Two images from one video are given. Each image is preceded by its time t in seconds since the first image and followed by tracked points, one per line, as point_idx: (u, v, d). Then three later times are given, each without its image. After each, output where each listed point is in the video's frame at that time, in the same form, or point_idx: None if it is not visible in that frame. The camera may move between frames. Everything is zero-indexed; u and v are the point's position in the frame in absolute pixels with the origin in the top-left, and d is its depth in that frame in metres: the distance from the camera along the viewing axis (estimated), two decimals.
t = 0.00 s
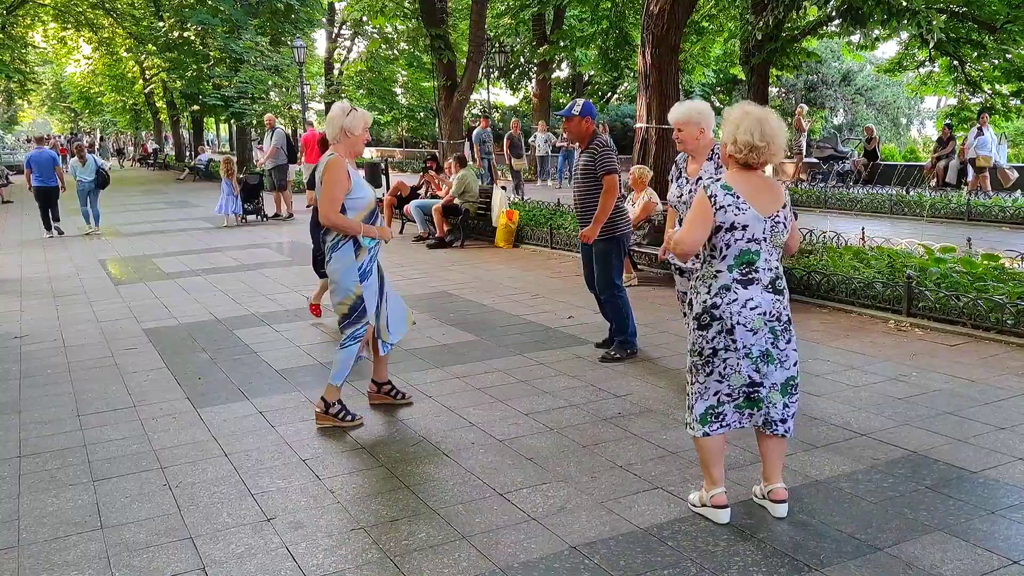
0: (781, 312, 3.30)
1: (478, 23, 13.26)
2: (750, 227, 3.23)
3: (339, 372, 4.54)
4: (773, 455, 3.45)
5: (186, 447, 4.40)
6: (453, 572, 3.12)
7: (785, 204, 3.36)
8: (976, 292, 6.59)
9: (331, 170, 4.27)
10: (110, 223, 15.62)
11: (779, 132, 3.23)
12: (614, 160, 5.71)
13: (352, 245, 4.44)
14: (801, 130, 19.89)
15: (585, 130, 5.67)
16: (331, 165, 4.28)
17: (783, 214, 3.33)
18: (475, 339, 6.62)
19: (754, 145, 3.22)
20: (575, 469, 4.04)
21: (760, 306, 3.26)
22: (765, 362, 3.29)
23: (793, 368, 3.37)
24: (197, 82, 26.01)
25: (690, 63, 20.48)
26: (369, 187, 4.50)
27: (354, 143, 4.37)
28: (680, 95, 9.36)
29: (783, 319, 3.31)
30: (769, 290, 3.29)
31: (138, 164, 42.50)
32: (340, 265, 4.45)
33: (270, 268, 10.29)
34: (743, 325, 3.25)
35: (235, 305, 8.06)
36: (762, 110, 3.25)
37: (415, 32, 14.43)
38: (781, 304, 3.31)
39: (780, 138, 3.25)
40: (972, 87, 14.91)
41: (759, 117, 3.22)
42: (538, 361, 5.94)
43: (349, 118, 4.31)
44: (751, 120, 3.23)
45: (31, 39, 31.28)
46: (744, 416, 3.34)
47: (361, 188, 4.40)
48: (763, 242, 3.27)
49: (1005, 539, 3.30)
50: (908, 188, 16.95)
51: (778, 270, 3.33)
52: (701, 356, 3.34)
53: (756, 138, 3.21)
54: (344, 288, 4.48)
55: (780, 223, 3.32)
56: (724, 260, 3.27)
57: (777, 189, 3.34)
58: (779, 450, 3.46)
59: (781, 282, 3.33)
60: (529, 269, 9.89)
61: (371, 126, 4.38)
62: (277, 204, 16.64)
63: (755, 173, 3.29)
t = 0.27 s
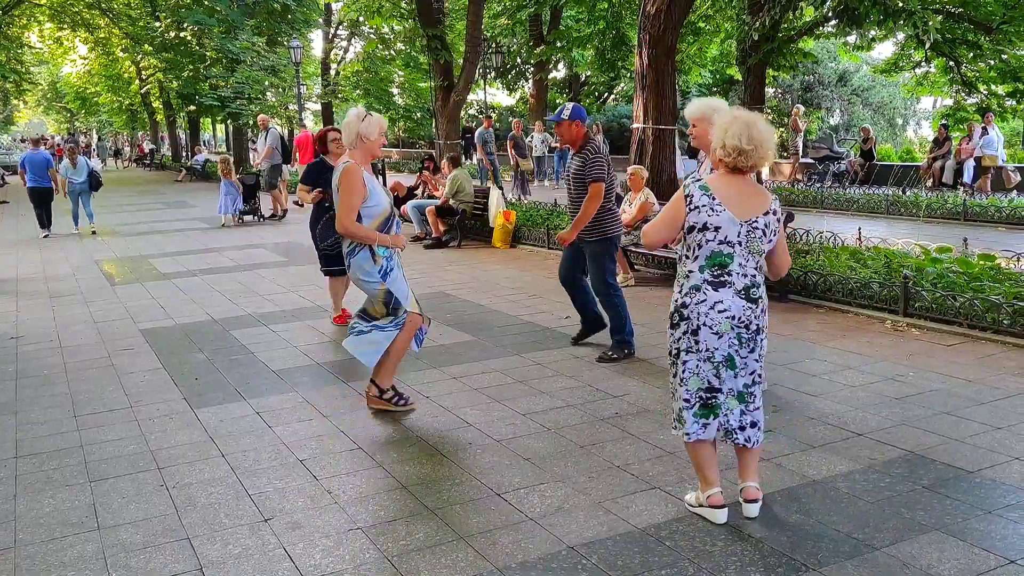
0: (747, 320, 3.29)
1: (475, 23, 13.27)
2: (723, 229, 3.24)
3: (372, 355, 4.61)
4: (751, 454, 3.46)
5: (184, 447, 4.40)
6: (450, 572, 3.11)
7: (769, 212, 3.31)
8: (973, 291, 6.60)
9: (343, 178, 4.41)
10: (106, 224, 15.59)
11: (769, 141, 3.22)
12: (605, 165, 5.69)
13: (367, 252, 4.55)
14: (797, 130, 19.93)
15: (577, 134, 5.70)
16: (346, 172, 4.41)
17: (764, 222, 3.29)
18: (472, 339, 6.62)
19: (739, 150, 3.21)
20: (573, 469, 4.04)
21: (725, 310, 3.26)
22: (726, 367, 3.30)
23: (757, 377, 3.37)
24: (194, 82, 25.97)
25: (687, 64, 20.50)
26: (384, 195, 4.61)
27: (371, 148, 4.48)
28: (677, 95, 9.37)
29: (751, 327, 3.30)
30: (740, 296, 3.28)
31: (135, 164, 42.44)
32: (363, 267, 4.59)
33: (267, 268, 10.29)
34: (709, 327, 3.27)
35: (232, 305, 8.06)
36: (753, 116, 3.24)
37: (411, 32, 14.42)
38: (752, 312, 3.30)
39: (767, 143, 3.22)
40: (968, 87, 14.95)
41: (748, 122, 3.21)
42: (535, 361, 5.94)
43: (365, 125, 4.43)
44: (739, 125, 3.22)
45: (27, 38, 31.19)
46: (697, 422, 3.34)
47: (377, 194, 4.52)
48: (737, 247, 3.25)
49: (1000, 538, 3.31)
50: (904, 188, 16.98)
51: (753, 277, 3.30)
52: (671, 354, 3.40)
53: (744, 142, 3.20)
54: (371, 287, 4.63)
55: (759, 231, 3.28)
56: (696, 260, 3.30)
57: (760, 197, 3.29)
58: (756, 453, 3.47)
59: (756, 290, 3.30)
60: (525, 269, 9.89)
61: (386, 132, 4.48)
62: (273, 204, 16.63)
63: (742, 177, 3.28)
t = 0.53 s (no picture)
0: (746, 321, 3.28)
1: (472, 24, 13.27)
2: (720, 232, 3.24)
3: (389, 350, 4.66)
4: (761, 451, 3.49)
5: (182, 448, 4.39)
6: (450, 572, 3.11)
7: (767, 212, 3.31)
8: (970, 291, 6.61)
9: (359, 179, 4.40)
10: (103, 225, 15.57)
11: (763, 140, 3.22)
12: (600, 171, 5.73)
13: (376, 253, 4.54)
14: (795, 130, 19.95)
15: (564, 142, 5.69)
16: (363, 172, 4.40)
17: (762, 223, 3.29)
18: (471, 339, 6.62)
19: (737, 152, 3.21)
20: (572, 469, 4.04)
21: (723, 311, 3.26)
22: (721, 368, 3.29)
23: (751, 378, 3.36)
24: (191, 83, 25.94)
25: (685, 64, 20.52)
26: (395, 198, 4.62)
27: (380, 151, 4.45)
28: (674, 96, 9.37)
29: (749, 327, 3.29)
30: (738, 297, 3.27)
31: (132, 165, 42.40)
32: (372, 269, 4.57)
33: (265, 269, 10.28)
34: (706, 328, 3.26)
35: (230, 306, 8.05)
36: (747, 117, 3.24)
37: (409, 33, 14.42)
38: (750, 313, 3.29)
39: (761, 144, 3.22)
40: (965, 87, 14.97)
41: (743, 123, 3.22)
42: (533, 361, 5.94)
43: (373, 127, 4.41)
44: (734, 126, 3.23)
45: (23, 39, 31.13)
46: (693, 422, 3.32)
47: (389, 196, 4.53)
48: (736, 248, 3.25)
49: (999, 537, 3.31)
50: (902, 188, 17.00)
51: (752, 279, 3.29)
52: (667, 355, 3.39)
53: (736, 144, 3.20)
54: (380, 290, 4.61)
55: (757, 232, 3.28)
56: (695, 261, 3.30)
57: (758, 200, 3.30)
58: (767, 447, 3.50)
59: (755, 290, 3.29)
60: (524, 269, 9.89)
61: (395, 134, 4.47)
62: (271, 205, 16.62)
63: (740, 179, 3.29)
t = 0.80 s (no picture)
0: (776, 316, 3.31)
1: (471, 24, 13.28)
2: (752, 230, 3.23)
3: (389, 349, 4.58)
4: (778, 455, 3.50)
5: (183, 449, 4.39)
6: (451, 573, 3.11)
7: (787, 205, 3.35)
8: (969, 291, 6.62)
9: (371, 160, 4.32)
10: (102, 226, 15.57)
11: (776, 132, 3.23)
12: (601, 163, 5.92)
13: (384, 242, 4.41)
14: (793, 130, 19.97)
15: (556, 139, 5.83)
16: (375, 154, 4.33)
17: (786, 217, 3.33)
18: (471, 340, 6.63)
19: (748, 140, 3.22)
20: (572, 470, 4.04)
21: (755, 308, 3.27)
22: (752, 364, 3.32)
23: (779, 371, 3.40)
24: (189, 84, 25.94)
25: (683, 64, 20.53)
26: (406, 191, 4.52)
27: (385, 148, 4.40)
28: (673, 96, 9.39)
29: (777, 322, 3.33)
30: (768, 293, 3.30)
31: (131, 167, 42.41)
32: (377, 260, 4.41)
33: (264, 270, 10.28)
34: (739, 326, 3.27)
35: (230, 307, 8.06)
36: (759, 110, 3.25)
37: (407, 34, 14.43)
38: (779, 308, 3.32)
39: (775, 136, 3.23)
40: (963, 87, 14.98)
41: (753, 116, 3.23)
42: (533, 362, 5.94)
43: (380, 123, 4.36)
44: (745, 119, 3.25)
45: (21, 40, 31.13)
46: (717, 418, 3.36)
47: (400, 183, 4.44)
48: (766, 245, 3.26)
49: (999, 536, 3.32)
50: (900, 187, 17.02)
51: (780, 274, 3.33)
52: (695, 354, 3.37)
53: (747, 135, 3.21)
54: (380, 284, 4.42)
55: (782, 227, 3.31)
56: (727, 261, 3.28)
57: (777, 193, 3.31)
58: (783, 449, 3.51)
59: (782, 285, 3.33)
60: (523, 269, 9.90)
61: (401, 131, 4.43)
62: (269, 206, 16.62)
63: (754, 173, 3.30)
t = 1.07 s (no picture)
0: (803, 306, 3.34)
1: (472, 25, 13.29)
2: (774, 226, 3.25)
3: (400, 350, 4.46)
4: (785, 454, 3.50)
5: (188, 450, 4.40)
6: (457, 572, 3.12)
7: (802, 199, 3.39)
8: (972, 290, 6.62)
9: (384, 157, 4.29)
10: (105, 227, 15.59)
11: (788, 128, 3.24)
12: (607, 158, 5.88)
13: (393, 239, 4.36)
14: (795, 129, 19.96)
15: (568, 133, 5.83)
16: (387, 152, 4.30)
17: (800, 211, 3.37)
18: (474, 340, 6.64)
19: (762, 138, 3.24)
20: (577, 469, 4.05)
21: (783, 302, 3.29)
22: (793, 357, 3.32)
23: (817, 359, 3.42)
24: (190, 86, 25.98)
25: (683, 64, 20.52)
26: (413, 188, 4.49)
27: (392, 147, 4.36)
28: (674, 96, 9.39)
29: (806, 313, 3.35)
30: (792, 286, 3.32)
31: (133, 168, 42.48)
32: (383, 260, 4.37)
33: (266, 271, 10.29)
34: (769, 323, 3.28)
35: (233, 308, 8.07)
36: (772, 107, 3.29)
37: (409, 35, 14.44)
38: (804, 299, 3.35)
39: (789, 132, 3.24)
40: (964, 86, 14.96)
41: (766, 113, 3.26)
42: (537, 361, 5.95)
43: (390, 122, 4.33)
44: (758, 116, 3.27)
45: (23, 42, 31.19)
46: (778, 416, 3.34)
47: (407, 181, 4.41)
48: (786, 239, 3.29)
49: (1004, 533, 3.32)
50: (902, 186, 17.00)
51: (799, 265, 3.36)
52: (730, 355, 3.37)
53: (761, 132, 3.23)
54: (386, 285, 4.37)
55: (799, 220, 3.35)
56: (750, 259, 3.28)
57: (791, 189, 3.33)
58: (791, 447, 3.50)
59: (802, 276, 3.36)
60: (526, 269, 9.91)
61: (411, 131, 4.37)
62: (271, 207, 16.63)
63: (770, 169, 3.30)
